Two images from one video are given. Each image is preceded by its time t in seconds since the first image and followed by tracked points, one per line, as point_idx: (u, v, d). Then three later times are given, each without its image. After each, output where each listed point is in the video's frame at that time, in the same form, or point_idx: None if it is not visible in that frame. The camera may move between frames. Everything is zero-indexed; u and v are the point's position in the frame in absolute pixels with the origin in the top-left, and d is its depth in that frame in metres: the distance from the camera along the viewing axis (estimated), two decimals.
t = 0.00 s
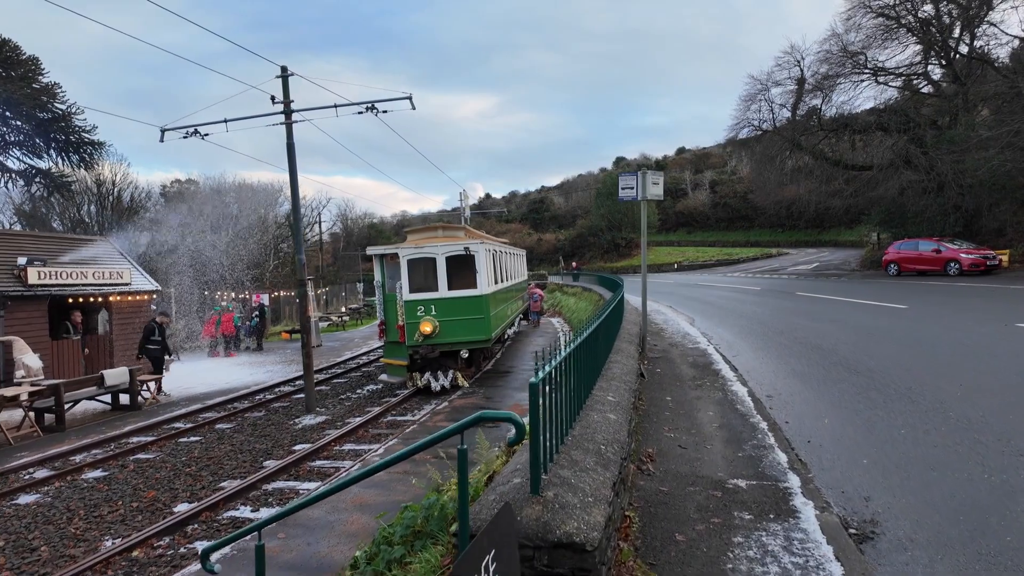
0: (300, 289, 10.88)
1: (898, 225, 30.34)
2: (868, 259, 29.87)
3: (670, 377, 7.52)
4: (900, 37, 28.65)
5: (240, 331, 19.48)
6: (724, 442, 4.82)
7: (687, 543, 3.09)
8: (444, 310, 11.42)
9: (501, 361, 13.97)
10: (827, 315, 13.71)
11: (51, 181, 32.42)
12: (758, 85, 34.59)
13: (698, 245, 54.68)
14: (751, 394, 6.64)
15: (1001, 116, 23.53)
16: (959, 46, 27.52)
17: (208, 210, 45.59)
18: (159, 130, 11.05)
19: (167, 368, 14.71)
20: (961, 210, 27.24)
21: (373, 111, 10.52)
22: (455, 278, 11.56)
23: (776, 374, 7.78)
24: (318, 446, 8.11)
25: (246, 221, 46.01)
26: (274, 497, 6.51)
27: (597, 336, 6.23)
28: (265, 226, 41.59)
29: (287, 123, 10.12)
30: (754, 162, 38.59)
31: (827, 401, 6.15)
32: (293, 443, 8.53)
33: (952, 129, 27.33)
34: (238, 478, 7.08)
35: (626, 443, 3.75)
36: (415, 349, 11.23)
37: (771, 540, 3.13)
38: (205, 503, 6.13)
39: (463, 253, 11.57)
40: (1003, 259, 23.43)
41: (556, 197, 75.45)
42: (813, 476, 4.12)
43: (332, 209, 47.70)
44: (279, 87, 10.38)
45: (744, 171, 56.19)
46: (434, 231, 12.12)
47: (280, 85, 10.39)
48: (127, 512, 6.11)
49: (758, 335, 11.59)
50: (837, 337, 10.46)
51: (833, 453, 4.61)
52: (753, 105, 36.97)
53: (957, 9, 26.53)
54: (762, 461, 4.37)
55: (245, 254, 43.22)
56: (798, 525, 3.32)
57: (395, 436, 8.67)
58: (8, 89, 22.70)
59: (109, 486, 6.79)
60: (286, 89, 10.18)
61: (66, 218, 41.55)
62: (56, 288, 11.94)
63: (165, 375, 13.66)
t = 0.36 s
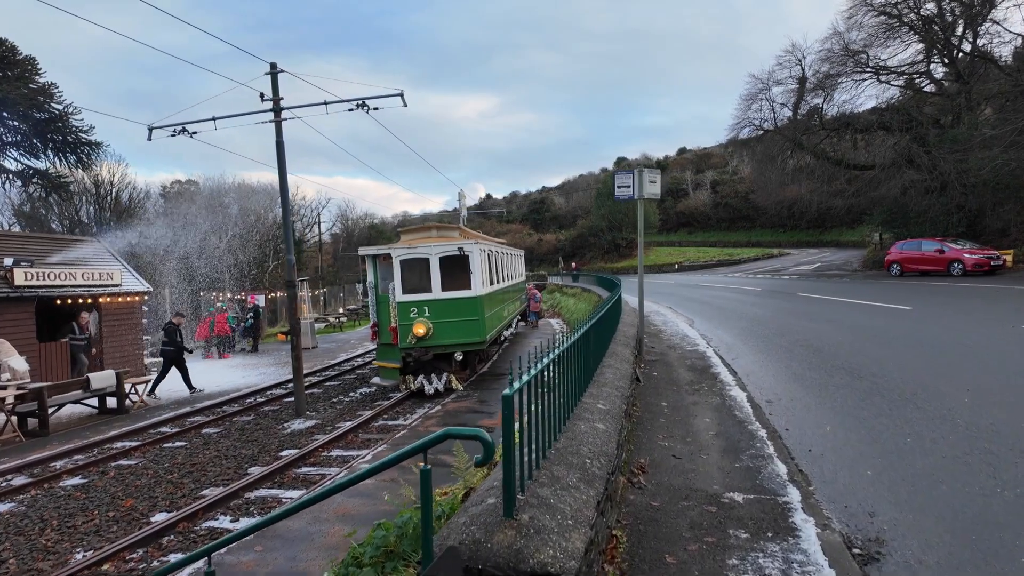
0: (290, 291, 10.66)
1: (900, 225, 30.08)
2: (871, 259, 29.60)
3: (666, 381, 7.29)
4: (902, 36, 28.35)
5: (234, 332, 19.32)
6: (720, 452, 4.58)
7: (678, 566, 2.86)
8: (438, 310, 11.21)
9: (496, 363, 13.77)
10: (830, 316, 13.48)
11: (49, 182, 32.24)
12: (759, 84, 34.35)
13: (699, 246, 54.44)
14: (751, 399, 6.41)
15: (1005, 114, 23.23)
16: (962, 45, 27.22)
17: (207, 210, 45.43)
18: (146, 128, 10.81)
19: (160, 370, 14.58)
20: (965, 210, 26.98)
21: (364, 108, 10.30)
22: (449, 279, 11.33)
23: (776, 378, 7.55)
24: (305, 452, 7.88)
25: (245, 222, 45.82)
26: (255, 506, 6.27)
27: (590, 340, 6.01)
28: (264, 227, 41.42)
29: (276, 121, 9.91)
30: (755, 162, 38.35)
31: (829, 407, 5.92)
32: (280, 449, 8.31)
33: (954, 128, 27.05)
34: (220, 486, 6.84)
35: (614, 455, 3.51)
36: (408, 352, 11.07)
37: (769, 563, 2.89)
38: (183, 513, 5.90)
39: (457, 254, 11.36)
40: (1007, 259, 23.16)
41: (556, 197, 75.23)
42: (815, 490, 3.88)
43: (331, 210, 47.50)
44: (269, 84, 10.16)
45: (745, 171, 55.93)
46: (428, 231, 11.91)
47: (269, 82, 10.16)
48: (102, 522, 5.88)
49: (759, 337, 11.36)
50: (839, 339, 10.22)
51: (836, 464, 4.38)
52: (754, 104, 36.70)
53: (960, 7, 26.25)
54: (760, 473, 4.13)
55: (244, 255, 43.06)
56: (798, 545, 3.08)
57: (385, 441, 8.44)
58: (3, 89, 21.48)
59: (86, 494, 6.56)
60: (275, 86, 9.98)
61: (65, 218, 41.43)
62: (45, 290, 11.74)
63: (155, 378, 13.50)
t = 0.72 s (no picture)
0: (289, 292, 10.47)
1: (913, 224, 29.58)
2: (882, 259, 29.13)
3: (671, 387, 7.04)
4: (914, 32, 27.82)
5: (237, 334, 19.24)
6: (726, 464, 4.35)
7: None
8: (439, 313, 10.99)
9: (499, 365, 13.57)
10: (840, 317, 13.18)
11: (58, 183, 32.39)
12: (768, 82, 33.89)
13: (708, 246, 53.99)
14: (759, 405, 6.15)
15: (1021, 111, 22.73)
16: (976, 41, 26.68)
17: (215, 211, 45.62)
18: (142, 127, 10.60)
19: (161, 372, 14.50)
20: (980, 208, 26.46)
21: (363, 106, 10.08)
22: (450, 280, 11.11)
23: (784, 382, 7.30)
24: (300, 458, 7.69)
25: (252, 222, 45.90)
26: (245, 515, 6.08)
27: (591, 343, 5.78)
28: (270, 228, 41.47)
29: (273, 120, 9.73)
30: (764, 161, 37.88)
31: (841, 416, 5.65)
32: (275, 454, 8.13)
33: (969, 125, 26.52)
34: (212, 493, 6.66)
35: (610, 472, 3.27)
36: (408, 354, 10.89)
37: None
38: (170, 522, 5.72)
39: (459, 254, 11.15)
40: None
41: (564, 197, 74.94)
42: (826, 508, 3.62)
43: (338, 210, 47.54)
44: (266, 82, 9.98)
45: (754, 170, 55.37)
46: (429, 231, 11.71)
47: (266, 81, 9.98)
48: (87, 531, 5.71)
49: (767, 339, 11.08)
50: (850, 342, 9.94)
51: (850, 478, 4.13)
52: (764, 102, 36.23)
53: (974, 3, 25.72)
54: (770, 490, 3.87)
55: (252, 255, 43.12)
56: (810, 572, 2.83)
57: (382, 447, 8.25)
58: (12, 90, 21.40)
59: (74, 502, 6.39)
60: (272, 84, 9.80)
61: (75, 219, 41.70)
62: (44, 292, 11.65)
63: (155, 381, 13.40)
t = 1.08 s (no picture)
0: (295, 292, 10.33)
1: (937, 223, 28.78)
2: (905, 259, 28.39)
3: (683, 391, 6.74)
4: (939, 26, 27.04)
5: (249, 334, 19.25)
6: (741, 477, 4.06)
7: None
8: (447, 313, 10.78)
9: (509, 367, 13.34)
10: (861, 318, 12.76)
11: (77, 185, 32.77)
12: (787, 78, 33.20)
13: (725, 246, 53.22)
14: (778, 412, 5.85)
15: None
16: (1004, 34, 25.82)
17: (231, 211, 45.97)
18: (148, 126, 10.50)
19: (171, 372, 14.49)
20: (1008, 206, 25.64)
21: (368, 102, 9.88)
22: (458, 279, 10.90)
23: (804, 387, 6.97)
24: (302, 462, 7.52)
25: (268, 222, 46.13)
26: (242, 521, 5.90)
27: (601, 343, 5.52)
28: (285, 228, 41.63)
29: (278, 118, 9.58)
30: (783, 159, 37.18)
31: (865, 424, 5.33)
32: (278, 457, 7.97)
33: (996, 121, 25.69)
34: (210, 498, 6.51)
35: (613, 487, 3.01)
36: (415, 355, 10.69)
37: None
38: (164, 529, 5.56)
39: (467, 253, 10.93)
40: None
41: (579, 197, 74.47)
42: (851, 527, 3.33)
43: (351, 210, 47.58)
44: (271, 80, 9.84)
45: (773, 168, 54.46)
46: (437, 230, 11.50)
47: (271, 78, 9.84)
48: (80, 537, 5.57)
49: (785, 341, 10.72)
50: (873, 344, 9.55)
51: (876, 493, 3.83)
52: (782, 99, 35.53)
53: None
54: (788, 507, 3.57)
55: (267, 256, 43.36)
56: None
57: (386, 450, 8.05)
58: (33, 93, 21.56)
59: (71, 505, 6.28)
60: (278, 80, 9.66)
61: (95, 220, 42.26)
62: (54, 292, 11.66)
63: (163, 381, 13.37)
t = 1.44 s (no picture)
0: (297, 294, 10.14)
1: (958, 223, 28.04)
2: (925, 259, 27.69)
3: (695, 400, 6.43)
4: (960, 21, 26.30)
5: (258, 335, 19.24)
6: (757, 497, 3.75)
7: None
8: (453, 315, 10.55)
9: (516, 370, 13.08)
10: (880, 321, 12.34)
11: (90, 185, 33.01)
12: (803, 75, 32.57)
13: (739, 246, 52.49)
14: (796, 423, 5.52)
15: None
16: None
17: (243, 211, 46.15)
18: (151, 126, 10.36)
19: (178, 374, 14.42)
20: None
21: (372, 99, 9.66)
22: (464, 281, 10.65)
23: (822, 394, 6.64)
24: (301, 468, 7.32)
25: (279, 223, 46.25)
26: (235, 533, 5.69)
27: (609, 349, 5.25)
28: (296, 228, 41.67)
29: (280, 117, 9.39)
30: (798, 157, 36.53)
31: (890, 437, 5.00)
32: (277, 464, 7.77)
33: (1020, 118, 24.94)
34: (205, 507, 6.31)
35: (615, 514, 2.73)
36: (420, 358, 10.47)
37: None
38: (153, 541, 5.37)
39: (473, 254, 10.67)
40: None
41: (591, 197, 73.97)
42: (879, 557, 3.02)
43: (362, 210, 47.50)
44: (273, 78, 9.66)
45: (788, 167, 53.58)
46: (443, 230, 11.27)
47: (273, 77, 9.66)
48: (68, 548, 5.39)
49: (801, 345, 10.35)
50: (894, 349, 9.16)
51: (907, 517, 3.51)
52: (798, 96, 34.90)
53: None
54: (809, 534, 3.26)
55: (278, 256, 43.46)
56: None
57: (388, 457, 7.82)
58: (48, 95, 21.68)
59: (62, 514, 6.12)
60: (280, 78, 9.48)
61: (110, 221, 42.63)
62: (58, 293, 11.57)
63: (167, 383, 13.28)
